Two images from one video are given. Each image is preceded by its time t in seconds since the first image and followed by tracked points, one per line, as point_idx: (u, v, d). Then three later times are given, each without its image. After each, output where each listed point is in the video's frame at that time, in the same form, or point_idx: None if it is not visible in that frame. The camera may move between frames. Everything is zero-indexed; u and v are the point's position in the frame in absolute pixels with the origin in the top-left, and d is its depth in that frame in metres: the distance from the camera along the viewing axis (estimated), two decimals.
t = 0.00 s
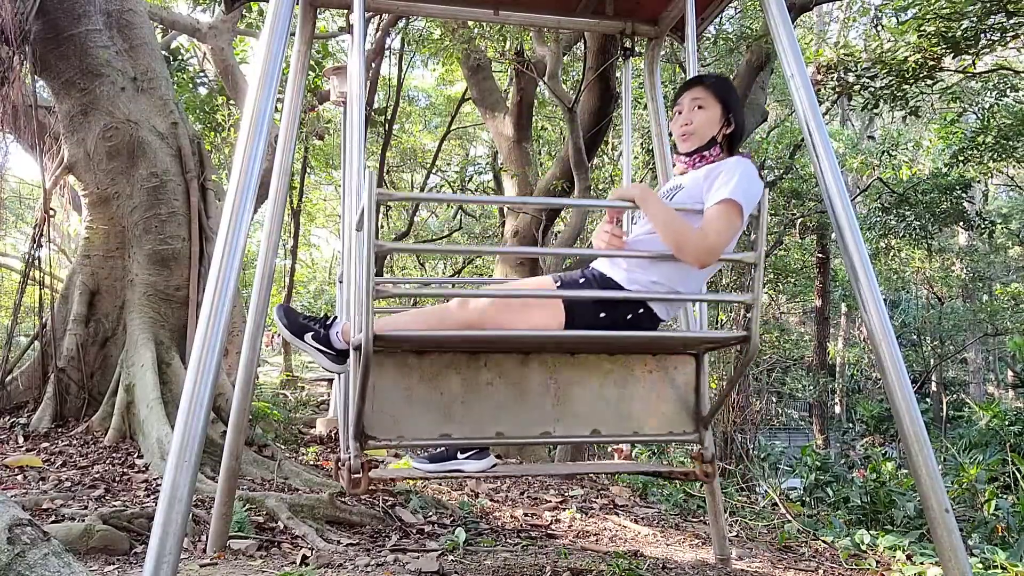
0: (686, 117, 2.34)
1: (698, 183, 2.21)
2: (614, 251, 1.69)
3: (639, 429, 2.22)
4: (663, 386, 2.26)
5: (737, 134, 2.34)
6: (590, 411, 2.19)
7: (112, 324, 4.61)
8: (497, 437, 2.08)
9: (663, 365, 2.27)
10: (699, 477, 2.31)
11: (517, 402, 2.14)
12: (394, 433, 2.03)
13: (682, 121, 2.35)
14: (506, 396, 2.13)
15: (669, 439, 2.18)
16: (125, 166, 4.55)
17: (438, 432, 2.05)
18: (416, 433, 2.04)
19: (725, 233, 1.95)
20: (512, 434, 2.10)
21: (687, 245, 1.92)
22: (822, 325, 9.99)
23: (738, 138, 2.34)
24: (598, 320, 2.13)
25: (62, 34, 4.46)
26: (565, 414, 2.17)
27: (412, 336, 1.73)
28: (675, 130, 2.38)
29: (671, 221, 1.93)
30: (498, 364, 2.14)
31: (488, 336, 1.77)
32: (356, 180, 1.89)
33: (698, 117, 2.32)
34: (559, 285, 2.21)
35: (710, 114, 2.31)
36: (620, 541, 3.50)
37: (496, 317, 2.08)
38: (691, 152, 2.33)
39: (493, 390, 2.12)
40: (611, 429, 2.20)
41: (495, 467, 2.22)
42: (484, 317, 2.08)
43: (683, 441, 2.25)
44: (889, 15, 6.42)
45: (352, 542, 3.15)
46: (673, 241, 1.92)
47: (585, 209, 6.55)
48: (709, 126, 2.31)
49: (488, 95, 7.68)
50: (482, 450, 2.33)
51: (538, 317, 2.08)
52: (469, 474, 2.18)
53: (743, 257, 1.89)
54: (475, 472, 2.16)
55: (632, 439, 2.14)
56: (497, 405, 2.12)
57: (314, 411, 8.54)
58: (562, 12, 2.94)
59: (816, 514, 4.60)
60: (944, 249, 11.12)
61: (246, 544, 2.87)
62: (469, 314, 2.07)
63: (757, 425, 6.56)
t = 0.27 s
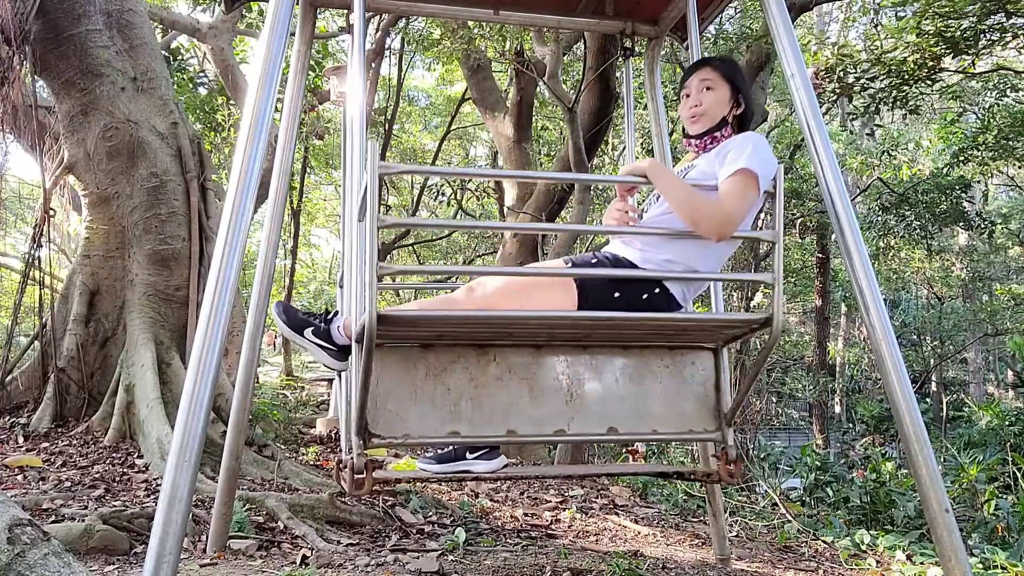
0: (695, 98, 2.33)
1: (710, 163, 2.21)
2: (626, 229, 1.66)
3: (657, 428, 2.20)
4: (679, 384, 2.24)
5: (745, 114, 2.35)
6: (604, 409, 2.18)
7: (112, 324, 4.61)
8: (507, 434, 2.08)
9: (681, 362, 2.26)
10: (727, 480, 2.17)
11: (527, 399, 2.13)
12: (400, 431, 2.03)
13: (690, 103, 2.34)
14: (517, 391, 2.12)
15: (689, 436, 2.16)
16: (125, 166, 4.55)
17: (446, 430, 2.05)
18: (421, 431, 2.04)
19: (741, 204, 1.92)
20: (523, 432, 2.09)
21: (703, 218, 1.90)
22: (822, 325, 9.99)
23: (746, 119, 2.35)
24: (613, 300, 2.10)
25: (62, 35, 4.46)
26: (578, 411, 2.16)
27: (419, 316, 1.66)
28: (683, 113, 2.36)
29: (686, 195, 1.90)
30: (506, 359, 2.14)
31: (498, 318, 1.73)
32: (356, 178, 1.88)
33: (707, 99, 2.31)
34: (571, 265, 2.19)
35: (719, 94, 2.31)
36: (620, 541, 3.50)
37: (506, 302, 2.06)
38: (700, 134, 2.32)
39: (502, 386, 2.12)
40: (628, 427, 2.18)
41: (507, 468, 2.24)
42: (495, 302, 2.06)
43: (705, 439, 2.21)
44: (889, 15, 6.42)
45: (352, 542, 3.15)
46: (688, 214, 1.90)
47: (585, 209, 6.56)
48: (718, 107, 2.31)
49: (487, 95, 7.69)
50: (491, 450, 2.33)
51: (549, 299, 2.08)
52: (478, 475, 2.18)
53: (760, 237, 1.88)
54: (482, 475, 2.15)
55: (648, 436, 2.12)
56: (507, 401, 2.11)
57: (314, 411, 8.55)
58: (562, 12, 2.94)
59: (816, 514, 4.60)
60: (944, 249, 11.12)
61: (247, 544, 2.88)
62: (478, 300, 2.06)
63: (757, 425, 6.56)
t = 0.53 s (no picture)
0: (697, 93, 2.32)
1: (715, 155, 2.19)
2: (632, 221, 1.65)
3: (663, 426, 2.18)
4: (685, 381, 2.23)
5: (748, 108, 2.35)
6: (609, 407, 2.17)
7: (112, 324, 4.60)
8: (511, 433, 2.07)
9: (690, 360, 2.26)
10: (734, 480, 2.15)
11: (531, 397, 2.12)
12: (402, 429, 2.03)
13: (692, 98, 2.34)
14: (520, 388, 2.12)
15: (694, 434, 2.15)
16: (125, 166, 4.54)
17: (448, 428, 2.05)
18: (423, 428, 2.04)
19: (744, 196, 1.92)
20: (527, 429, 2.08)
21: (709, 210, 1.89)
22: (822, 325, 9.99)
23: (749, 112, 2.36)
24: (617, 293, 2.07)
25: (62, 35, 4.46)
26: (582, 410, 2.16)
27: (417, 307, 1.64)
28: (685, 107, 2.36)
29: (691, 186, 1.89)
30: (510, 357, 2.13)
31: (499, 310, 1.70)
32: (356, 177, 1.88)
33: (709, 93, 2.31)
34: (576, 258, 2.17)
35: (721, 89, 2.31)
36: (621, 541, 3.50)
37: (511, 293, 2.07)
38: (702, 129, 2.32)
39: (505, 384, 2.11)
40: (633, 425, 2.17)
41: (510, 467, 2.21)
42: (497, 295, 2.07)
43: (712, 436, 2.22)
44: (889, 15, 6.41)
45: (352, 542, 3.15)
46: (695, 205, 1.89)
47: (585, 209, 6.56)
48: (721, 101, 2.31)
49: (487, 95, 7.69)
50: (495, 450, 2.33)
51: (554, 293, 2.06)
52: (482, 475, 2.17)
53: (767, 229, 1.86)
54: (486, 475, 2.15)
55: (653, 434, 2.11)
56: (511, 399, 2.11)
57: (315, 411, 8.55)
58: (562, 12, 2.93)
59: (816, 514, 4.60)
60: (944, 248, 11.12)
61: (247, 544, 2.87)
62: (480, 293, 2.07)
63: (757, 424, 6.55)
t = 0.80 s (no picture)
0: (692, 103, 2.32)
1: (709, 169, 2.20)
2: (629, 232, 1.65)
3: (654, 429, 2.19)
4: (676, 385, 2.23)
5: (743, 119, 2.34)
6: (602, 410, 2.17)
7: (111, 323, 4.60)
8: (506, 435, 2.07)
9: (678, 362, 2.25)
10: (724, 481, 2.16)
11: (525, 400, 2.12)
12: (399, 432, 2.02)
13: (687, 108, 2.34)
14: (516, 392, 2.11)
15: (685, 437, 2.15)
16: (125, 166, 4.54)
17: (445, 431, 2.04)
18: (420, 431, 2.03)
19: (737, 212, 1.93)
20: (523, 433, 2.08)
21: (700, 224, 1.90)
22: (822, 325, 9.98)
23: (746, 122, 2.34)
24: (610, 305, 2.09)
25: (62, 34, 4.45)
26: (575, 412, 2.15)
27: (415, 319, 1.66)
28: (681, 117, 2.36)
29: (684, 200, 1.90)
30: (505, 361, 2.12)
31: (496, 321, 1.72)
32: (356, 177, 1.87)
33: (703, 105, 2.31)
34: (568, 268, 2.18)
35: (715, 100, 2.30)
36: (621, 542, 3.50)
37: (507, 303, 2.07)
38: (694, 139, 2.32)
39: (501, 387, 2.11)
40: (625, 428, 2.17)
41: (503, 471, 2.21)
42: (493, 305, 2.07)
43: (703, 440, 2.21)
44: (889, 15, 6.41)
45: (352, 542, 3.15)
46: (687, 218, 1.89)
47: (585, 209, 6.55)
48: (715, 111, 2.30)
49: (488, 95, 7.69)
50: (490, 451, 2.32)
51: (544, 304, 2.07)
52: (478, 477, 2.17)
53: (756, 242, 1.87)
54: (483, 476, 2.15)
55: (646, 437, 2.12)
56: (507, 402, 2.10)
57: (315, 411, 8.54)
58: (562, 12, 2.93)
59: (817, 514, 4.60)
60: (944, 248, 11.11)
61: (247, 544, 2.87)
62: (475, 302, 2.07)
63: (757, 424, 6.55)
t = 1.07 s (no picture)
0: (684, 122, 2.34)
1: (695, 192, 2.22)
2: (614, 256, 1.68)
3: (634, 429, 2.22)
4: (657, 387, 2.26)
5: (734, 141, 2.34)
6: (586, 412, 2.19)
7: (112, 324, 4.60)
8: (495, 437, 2.09)
9: (655, 364, 2.27)
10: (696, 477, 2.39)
11: (513, 402, 2.14)
12: (393, 433, 2.03)
13: (679, 126, 2.36)
14: (504, 396, 2.13)
15: (663, 438, 2.18)
16: (125, 166, 4.55)
17: (436, 432, 2.05)
18: (413, 433, 2.04)
19: (719, 241, 1.96)
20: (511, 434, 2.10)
21: (682, 253, 1.94)
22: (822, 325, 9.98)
23: (736, 144, 2.34)
24: (594, 325, 2.12)
25: (62, 34, 4.46)
26: (561, 414, 2.17)
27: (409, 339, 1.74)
28: (673, 134, 2.39)
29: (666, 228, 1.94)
30: (495, 364, 2.13)
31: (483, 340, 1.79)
32: (355, 179, 1.88)
33: (695, 125, 2.32)
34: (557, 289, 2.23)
35: (707, 121, 2.32)
36: (620, 541, 3.50)
37: (495, 320, 2.08)
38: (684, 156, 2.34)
39: (491, 390, 2.12)
40: (607, 429, 2.20)
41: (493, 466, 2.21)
42: (479, 320, 2.08)
43: (679, 440, 2.25)
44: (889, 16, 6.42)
45: (352, 542, 3.15)
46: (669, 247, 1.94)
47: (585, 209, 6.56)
48: (706, 132, 2.31)
49: (488, 95, 7.69)
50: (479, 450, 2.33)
51: (527, 322, 2.09)
52: (468, 474, 2.16)
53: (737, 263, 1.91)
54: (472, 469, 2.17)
55: (628, 438, 2.15)
56: (496, 405, 2.12)
57: (315, 411, 8.55)
58: (562, 12, 2.93)
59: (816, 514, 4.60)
60: (944, 248, 11.12)
61: (247, 544, 2.87)
62: (464, 315, 2.08)
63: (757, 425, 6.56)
